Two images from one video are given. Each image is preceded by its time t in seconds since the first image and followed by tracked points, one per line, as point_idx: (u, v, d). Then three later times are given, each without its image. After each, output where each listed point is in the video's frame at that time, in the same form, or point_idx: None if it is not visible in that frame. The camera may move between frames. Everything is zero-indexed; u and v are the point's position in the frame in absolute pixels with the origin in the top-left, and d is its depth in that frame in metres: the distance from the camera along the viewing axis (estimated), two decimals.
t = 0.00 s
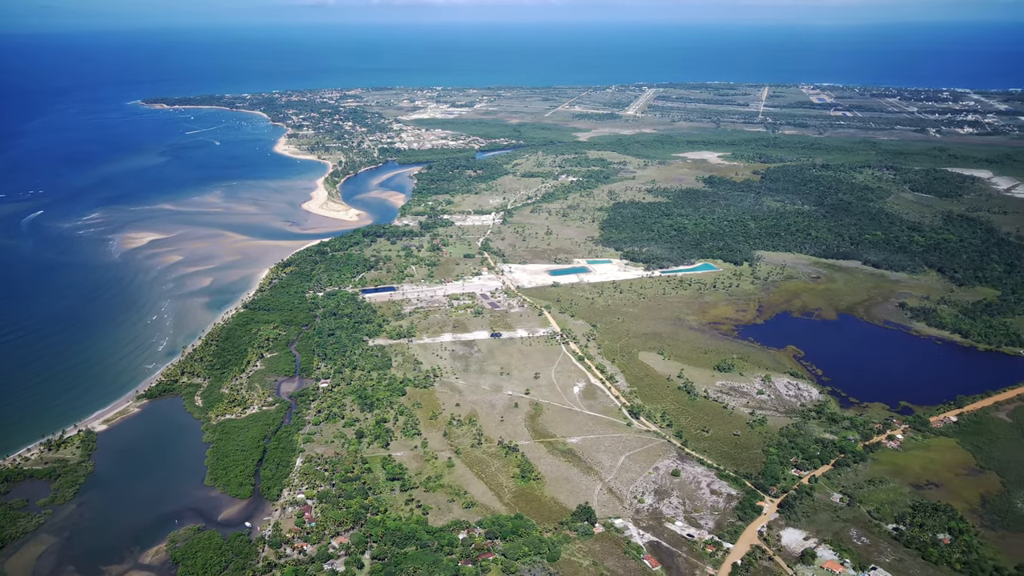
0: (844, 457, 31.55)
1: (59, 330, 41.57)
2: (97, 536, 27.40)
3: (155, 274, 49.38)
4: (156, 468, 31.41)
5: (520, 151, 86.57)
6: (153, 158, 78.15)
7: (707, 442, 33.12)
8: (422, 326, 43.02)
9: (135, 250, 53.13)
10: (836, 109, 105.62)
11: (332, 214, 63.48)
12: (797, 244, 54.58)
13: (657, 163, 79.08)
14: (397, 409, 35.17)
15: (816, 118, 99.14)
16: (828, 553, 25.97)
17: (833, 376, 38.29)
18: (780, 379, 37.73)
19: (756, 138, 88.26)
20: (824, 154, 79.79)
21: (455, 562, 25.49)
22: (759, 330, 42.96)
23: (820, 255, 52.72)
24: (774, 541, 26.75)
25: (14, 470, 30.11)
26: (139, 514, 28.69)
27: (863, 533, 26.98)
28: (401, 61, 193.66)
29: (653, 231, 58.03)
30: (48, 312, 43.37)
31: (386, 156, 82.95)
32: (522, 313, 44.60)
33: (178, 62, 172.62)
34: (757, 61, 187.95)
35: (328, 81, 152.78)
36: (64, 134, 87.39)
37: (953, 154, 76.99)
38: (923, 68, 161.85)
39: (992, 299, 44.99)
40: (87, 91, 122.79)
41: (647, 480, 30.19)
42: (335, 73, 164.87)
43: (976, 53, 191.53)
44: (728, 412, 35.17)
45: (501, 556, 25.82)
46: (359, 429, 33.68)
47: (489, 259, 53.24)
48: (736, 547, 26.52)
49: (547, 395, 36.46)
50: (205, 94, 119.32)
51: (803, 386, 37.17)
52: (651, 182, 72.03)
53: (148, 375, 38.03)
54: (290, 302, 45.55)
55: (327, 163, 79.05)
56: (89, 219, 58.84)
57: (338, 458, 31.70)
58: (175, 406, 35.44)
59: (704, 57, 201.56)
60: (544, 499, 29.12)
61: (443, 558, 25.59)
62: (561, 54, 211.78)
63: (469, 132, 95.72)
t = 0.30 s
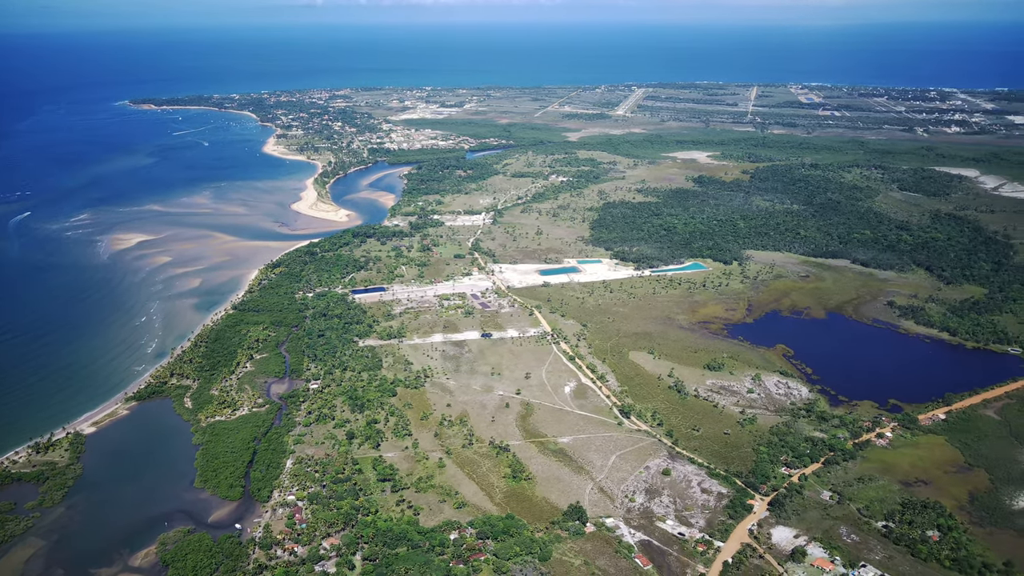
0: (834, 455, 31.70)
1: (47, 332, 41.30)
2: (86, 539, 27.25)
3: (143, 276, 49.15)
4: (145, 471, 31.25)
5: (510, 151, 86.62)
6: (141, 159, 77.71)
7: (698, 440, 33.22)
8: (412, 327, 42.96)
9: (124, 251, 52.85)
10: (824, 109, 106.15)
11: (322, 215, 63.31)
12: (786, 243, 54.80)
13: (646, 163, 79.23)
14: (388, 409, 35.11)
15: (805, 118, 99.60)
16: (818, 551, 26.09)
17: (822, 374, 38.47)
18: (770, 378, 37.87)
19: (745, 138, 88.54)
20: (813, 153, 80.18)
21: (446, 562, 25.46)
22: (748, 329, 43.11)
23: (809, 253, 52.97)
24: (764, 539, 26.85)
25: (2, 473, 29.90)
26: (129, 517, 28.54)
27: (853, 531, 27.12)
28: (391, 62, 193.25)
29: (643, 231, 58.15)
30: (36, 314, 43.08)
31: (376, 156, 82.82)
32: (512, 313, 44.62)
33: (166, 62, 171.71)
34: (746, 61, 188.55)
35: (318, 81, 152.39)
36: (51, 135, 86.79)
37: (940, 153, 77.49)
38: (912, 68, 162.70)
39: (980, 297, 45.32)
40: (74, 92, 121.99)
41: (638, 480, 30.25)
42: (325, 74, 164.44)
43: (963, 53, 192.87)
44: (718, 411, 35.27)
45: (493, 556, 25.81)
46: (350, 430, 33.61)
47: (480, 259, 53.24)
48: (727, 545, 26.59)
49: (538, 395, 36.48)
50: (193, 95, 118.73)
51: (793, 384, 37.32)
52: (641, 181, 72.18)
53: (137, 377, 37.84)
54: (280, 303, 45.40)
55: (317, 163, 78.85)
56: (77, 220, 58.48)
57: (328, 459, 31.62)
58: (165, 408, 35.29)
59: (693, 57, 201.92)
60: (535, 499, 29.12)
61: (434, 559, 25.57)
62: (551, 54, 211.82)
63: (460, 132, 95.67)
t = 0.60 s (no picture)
0: (823, 453, 31.84)
1: (34, 334, 41.02)
2: (74, 542, 27.09)
3: (131, 277, 48.88)
4: (134, 473, 31.08)
5: (500, 151, 86.67)
6: (129, 160, 77.22)
7: (688, 439, 33.31)
8: (402, 327, 42.90)
9: (112, 253, 52.54)
10: (812, 108, 106.69)
11: (312, 216, 63.14)
12: (775, 242, 55.03)
13: (636, 163, 79.38)
14: (378, 410, 35.07)
15: (793, 118, 100.06)
16: (808, 549, 26.18)
17: (811, 373, 38.64)
18: (760, 377, 38.01)
19: (734, 137, 88.84)
20: (801, 153, 80.57)
21: (437, 563, 25.41)
22: (738, 328, 43.27)
23: (798, 253, 53.22)
24: (755, 538, 26.93)
25: None
26: (118, 520, 28.37)
27: (842, 529, 27.24)
28: (380, 62, 192.81)
29: (633, 231, 58.26)
30: (23, 317, 42.79)
31: (365, 157, 82.68)
32: (503, 313, 44.62)
33: (153, 62, 170.51)
34: (735, 61, 189.14)
35: (306, 81, 151.84)
36: (37, 137, 86.08)
37: (927, 152, 78.01)
38: (900, 67, 163.56)
39: (967, 295, 45.64)
40: (60, 93, 121.05)
41: (629, 479, 30.29)
42: (314, 74, 163.89)
43: (950, 53, 194.35)
44: (709, 410, 35.38)
45: (484, 556, 25.78)
46: (340, 431, 33.52)
47: (470, 259, 53.24)
48: (718, 544, 26.65)
49: (528, 395, 36.50)
50: (181, 95, 118.04)
51: (782, 383, 37.48)
52: (630, 181, 72.33)
53: (125, 379, 37.64)
54: (269, 304, 45.25)
55: (307, 164, 78.60)
56: (64, 221, 58.09)
57: (319, 460, 31.53)
58: (153, 410, 35.12)
59: (683, 57, 202.32)
60: (526, 499, 29.13)
61: (425, 560, 25.52)
62: (540, 54, 211.84)
63: (450, 133, 95.62)
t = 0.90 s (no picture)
0: (814, 451, 31.95)
1: (23, 337, 40.76)
2: (63, 545, 26.93)
3: (120, 279, 48.63)
4: (124, 475, 30.92)
5: (490, 151, 86.68)
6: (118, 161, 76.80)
7: (679, 438, 33.38)
8: (394, 328, 42.85)
9: (101, 255, 52.26)
10: (802, 108, 107.11)
11: (302, 216, 62.98)
12: (766, 242, 55.23)
13: (626, 162, 79.47)
14: (370, 411, 35.02)
15: (783, 117, 100.45)
16: (799, 547, 26.27)
17: (802, 372, 38.80)
18: (751, 376, 38.13)
19: (724, 137, 89.08)
20: (791, 152, 80.90)
21: (429, 563, 25.37)
22: (728, 327, 43.40)
23: (789, 252, 53.43)
24: (746, 536, 26.99)
25: None
26: (108, 523, 28.22)
27: (834, 527, 27.34)
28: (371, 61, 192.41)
29: (623, 230, 58.37)
30: (11, 319, 42.52)
31: (355, 157, 82.51)
32: (494, 314, 44.60)
33: (141, 63, 169.48)
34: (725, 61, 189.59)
35: (296, 82, 151.36)
36: (25, 138, 85.45)
37: (916, 151, 78.43)
38: (889, 67, 164.42)
39: (956, 294, 45.91)
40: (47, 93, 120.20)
41: (620, 478, 30.34)
42: (305, 74, 163.39)
43: (940, 53, 195.56)
44: (700, 409, 35.47)
45: (476, 557, 25.75)
46: (332, 432, 33.45)
47: (461, 259, 53.23)
48: (709, 543, 26.71)
49: (520, 395, 36.51)
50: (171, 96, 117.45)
51: (773, 382, 37.60)
52: (621, 181, 72.44)
53: (115, 381, 37.47)
54: (260, 305, 45.13)
55: (297, 165, 78.39)
56: (53, 223, 57.79)
57: (310, 462, 31.47)
58: (143, 412, 34.97)
59: (673, 57, 202.69)
60: (518, 499, 29.13)
61: (417, 560, 25.48)
62: (531, 54, 211.83)
63: (441, 133, 95.54)
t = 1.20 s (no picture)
0: (804, 450, 32.08)
1: (9, 339, 40.44)
2: (52, 549, 26.75)
3: (108, 280, 48.35)
4: (113, 478, 30.76)
5: (480, 151, 86.71)
6: (105, 162, 76.30)
7: (670, 437, 33.45)
8: (384, 329, 42.76)
9: (89, 256, 51.94)
10: (790, 108, 107.57)
11: (292, 217, 62.82)
12: (754, 241, 55.43)
13: (616, 162, 79.59)
14: (360, 412, 34.95)
15: (772, 117, 100.87)
16: (789, 545, 26.38)
17: (792, 371, 38.95)
18: (741, 375, 38.26)
19: (713, 137, 89.32)
20: (779, 152, 81.24)
21: (421, 564, 25.34)
22: (718, 326, 43.53)
23: (778, 251, 53.64)
24: (737, 535, 27.07)
25: None
26: (97, 526, 28.06)
27: (824, 524, 27.47)
28: (360, 62, 191.74)
29: (613, 230, 58.46)
30: None
31: (344, 157, 82.34)
32: (484, 314, 44.60)
33: (128, 63, 168.28)
34: (714, 61, 190.08)
35: (285, 82, 150.81)
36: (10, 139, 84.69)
37: (904, 150, 78.89)
38: (877, 67, 165.28)
39: (943, 292, 46.20)
40: (33, 94, 119.17)
41: (611, 478, 30.38)
42: (294, 74, 162.86)
43: (925, 52, 197.44)
44: (690, 408, 35.56)
45: (467, 557, 25.73)
46: (322, 433, 33.37)
47: (451, 259, 53.23)
48: (700, 541, 26.79)
49: (510, 395, 36.52)
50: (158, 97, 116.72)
51: (763, 381, 37.75)
52: (610, 181, 72.55)
53: (104, 383, 37.27)
54: (249, 306, 44.97)
55: (286, 165, 78.15)
56: (40, 225, 57.37)
57: (300, 463, 31.37)
58: (133, 414, 34.80)
59: (663, 57, 203.15)
60: (509, 499, 29.13)
61: (409, 561, 25.44)
62: (521, 53, 211.75)
63: (431, 133, 95.47)
